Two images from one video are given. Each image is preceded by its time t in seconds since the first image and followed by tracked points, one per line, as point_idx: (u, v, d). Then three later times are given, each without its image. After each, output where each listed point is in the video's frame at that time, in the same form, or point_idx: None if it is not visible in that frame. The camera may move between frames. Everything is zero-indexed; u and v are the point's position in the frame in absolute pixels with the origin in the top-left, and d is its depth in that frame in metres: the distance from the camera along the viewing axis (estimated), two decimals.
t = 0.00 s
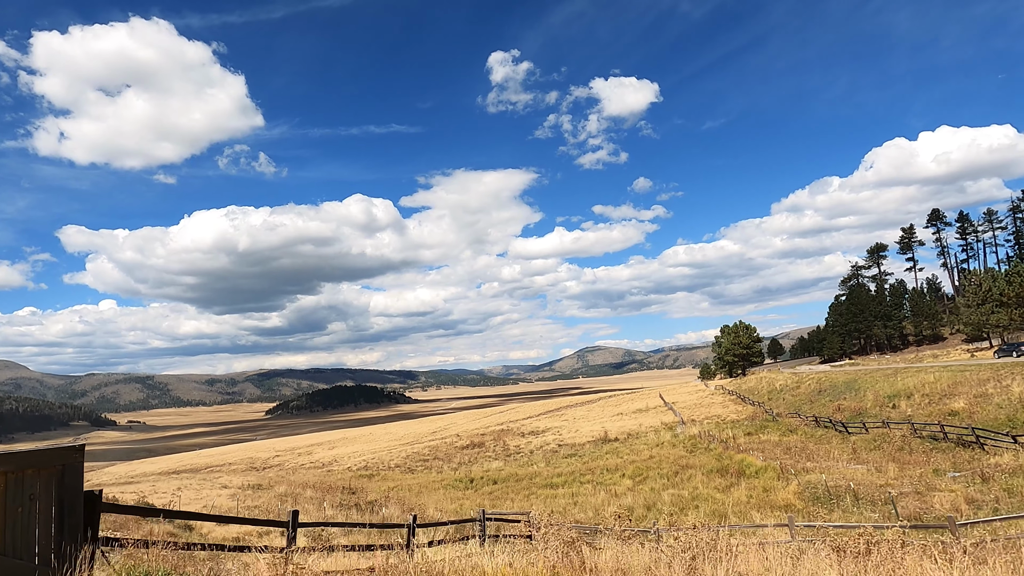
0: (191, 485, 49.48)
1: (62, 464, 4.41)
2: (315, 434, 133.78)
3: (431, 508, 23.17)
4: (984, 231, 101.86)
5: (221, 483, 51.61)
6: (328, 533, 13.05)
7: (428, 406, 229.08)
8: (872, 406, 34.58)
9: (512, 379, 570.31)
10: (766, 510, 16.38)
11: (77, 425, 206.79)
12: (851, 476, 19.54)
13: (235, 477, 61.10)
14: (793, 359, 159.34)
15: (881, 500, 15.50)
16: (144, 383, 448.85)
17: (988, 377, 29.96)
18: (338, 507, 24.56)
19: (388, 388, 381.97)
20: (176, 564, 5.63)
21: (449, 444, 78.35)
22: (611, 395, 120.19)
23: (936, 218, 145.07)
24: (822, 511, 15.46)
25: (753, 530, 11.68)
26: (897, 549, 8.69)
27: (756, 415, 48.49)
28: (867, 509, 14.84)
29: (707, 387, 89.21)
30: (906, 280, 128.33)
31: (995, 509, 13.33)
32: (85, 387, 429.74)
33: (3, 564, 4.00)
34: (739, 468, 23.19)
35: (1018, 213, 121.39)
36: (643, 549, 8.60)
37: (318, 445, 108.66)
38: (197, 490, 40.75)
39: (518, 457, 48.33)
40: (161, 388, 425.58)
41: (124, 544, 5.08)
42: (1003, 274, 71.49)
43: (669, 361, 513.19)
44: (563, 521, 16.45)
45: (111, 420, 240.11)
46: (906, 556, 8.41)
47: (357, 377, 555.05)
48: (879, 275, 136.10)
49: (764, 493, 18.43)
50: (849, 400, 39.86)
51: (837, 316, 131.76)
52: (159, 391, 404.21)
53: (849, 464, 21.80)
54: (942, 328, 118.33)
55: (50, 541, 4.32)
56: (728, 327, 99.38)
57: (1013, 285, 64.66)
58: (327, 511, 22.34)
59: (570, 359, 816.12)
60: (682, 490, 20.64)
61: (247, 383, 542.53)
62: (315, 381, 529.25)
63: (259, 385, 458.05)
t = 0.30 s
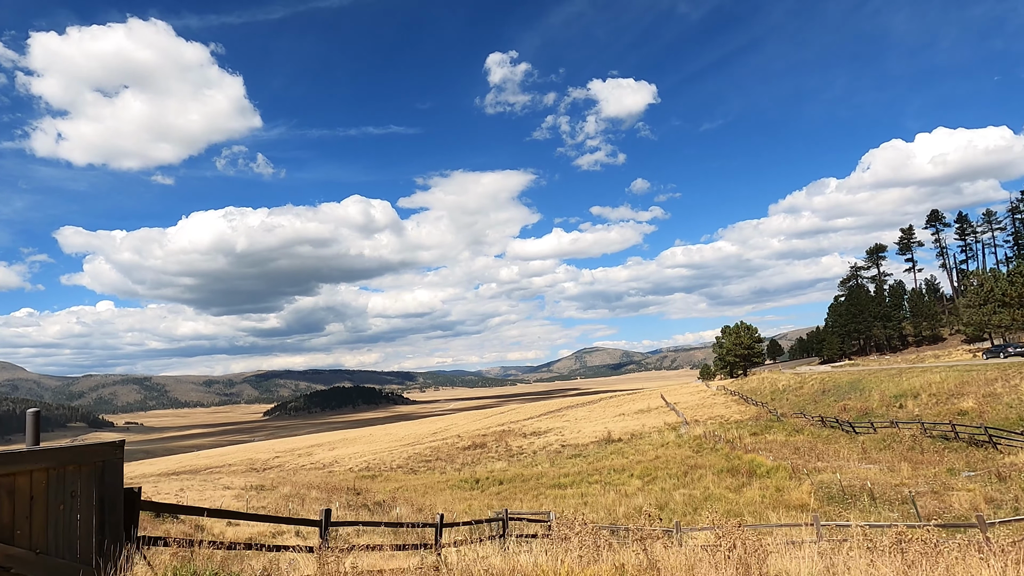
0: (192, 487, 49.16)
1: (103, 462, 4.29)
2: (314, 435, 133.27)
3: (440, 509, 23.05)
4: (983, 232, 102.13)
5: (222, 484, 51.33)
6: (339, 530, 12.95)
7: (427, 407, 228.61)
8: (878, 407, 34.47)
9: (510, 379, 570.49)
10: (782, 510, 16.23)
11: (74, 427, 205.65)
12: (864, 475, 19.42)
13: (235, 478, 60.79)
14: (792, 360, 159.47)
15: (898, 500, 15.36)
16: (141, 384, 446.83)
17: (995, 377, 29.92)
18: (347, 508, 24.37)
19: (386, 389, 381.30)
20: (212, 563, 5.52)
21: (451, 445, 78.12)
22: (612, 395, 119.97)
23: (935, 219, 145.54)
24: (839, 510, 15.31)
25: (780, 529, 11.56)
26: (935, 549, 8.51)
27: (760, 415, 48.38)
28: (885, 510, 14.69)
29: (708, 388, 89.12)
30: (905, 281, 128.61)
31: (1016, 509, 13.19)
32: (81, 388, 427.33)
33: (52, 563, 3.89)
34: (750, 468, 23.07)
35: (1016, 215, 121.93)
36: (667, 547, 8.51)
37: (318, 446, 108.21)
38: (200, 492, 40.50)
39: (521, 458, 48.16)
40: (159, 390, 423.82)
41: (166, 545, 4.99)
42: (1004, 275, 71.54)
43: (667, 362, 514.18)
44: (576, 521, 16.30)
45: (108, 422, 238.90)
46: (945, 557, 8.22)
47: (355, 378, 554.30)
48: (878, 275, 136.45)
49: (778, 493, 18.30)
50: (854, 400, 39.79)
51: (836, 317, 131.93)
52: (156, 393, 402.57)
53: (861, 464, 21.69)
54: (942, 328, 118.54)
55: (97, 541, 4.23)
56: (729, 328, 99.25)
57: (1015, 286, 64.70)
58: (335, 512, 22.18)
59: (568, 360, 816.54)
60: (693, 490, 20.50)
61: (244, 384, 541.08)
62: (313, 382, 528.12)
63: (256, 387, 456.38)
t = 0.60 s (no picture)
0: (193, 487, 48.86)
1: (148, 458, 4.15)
2: (312, 435, 132.53)
3: (448, 508, 22.90)
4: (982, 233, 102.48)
5: (223, 484, 51.02)
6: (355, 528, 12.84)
7: (425, 408, 228.15)
8: (883, 406, 34.45)
9: (508, 380, 571.20)
10: (798, 509, 16.08)
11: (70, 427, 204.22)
12: (876, 474, 19.31)
13: (236, 479, 60.49)
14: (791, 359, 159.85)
15: (916, 500, 15.25)
16: (137, 385, 444.10)
17: (1001, 377, 29.95)
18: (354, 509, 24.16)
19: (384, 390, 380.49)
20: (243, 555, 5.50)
21: (451, 445, 77.78)
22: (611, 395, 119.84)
23: (932, 220, 146.24)
24: (854, 509, 15.18)
25: (804, 528, 11.45)
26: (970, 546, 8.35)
27: (762, 415, 48.39)
28: (902, 509, 14.57)
29: (709, 388, 89.17)
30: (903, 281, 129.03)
31: None
32: (77, 389, 424.70)
33: (98, 563, 3.76)
34: (760, 467, 22.97)
35: (1013, 216, 122.57)
36: (692, 545, 8.36)
37: (317, 446, 107.74)
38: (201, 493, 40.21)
39: (525, 458, 48.05)
40: (154, 390, 421.46)
41: (206, 542, 4.90)
42: (1005, 275, 71.63)
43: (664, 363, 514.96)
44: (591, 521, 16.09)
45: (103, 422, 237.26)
46: (984, 552, 7.98)
47: (353, 379, 553.30)
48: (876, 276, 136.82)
49: (791, 493, 18.16)
50: (857, 400, 39.81)
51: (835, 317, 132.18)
52: (152, 393, 400.06)
53: (872, 463, 21.59)
54: (940, 329, 118.91)
55: (142, 540, 4.10)
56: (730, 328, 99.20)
57: (1016, 287, 64.80)
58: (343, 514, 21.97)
59: (565, 360, 817.64)
60: (704, 490, 20.37)
61: (241, 385, 539.11)
62: (310, 383, 526.65)
63: (252, 388, 454.36)
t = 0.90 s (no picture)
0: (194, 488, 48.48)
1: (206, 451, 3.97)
2: (310, 436, 131.79)
3: (457, 508, 22.71)
4: (980, 233, 102.84)
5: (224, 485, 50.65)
6: (371, 526, 12.86)
7: (422, 408, 227.59)
8: (890, 406, 34.43)
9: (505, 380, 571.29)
10: (816, 508, 15.90)
11: (64, 429, 202.71)
12: (890, 473, 19.18)
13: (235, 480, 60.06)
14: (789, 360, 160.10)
15: (937, 499, 15.09)
16: (132, 386, 441.40)
17: (1008, 376, 29.97)
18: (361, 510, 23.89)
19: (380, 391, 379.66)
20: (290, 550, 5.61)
21: (452, 446, 77.44)
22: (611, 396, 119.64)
23: (929, 220, 146.94)
24: (874, 508, 15.03)
25: (832, 526, 11.29)
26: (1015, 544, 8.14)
27: (766, 415, 48.36)
28: (924, 508, 14.41)
29: (709, 388, 89.09)
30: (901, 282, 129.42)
31: None
32: (71, 390, 422.13)
33: (161, 562, 3.59)
34: (772, 466, 22.79)
35: (1010, 217, 123.20)
36: (729, 540, 8.19)
37: (316, 447, 107.19)
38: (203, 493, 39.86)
39: (528, 458, 47.85)
40: (149, 391, 418.88)
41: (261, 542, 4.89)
42: (1005, 275, 71.68)
43: (661, 363, 515.37)
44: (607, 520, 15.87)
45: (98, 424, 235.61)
46: None
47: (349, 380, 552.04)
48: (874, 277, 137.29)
49: (808, 492, 17.98)
50: (862, 399, 39.82)
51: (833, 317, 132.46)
52: (147, 395, 397.45)
53: (885, 462, 21.47)
54: (938, 329, 119.31)
55: (202, 538, 3.94)
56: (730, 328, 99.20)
57: (1017, 286, 64.85)
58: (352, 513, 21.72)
59: (562, 361, 818.23)
60: (716, 490, 20.18)
61: (237, 386, 536.77)
62: (307, 383, 524.91)
63: (248, 389, 452.27)
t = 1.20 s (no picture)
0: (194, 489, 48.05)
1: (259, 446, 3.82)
2: (306, 436, 131.24)
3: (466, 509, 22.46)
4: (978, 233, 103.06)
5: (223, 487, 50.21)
6: (391, 524, 12.78)
7: (419, 409, 227.06)
8: (896, 404, 34.37)
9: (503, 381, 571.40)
10: (835, 508, 15.70)
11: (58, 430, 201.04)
12: (904, 472, 19.05)
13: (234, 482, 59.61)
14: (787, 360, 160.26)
15: (957, 498, 14.93)
16: (127, 388, 438.77)
17: (1015, 375, 29.94)
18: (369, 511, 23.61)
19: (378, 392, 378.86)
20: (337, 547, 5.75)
21: (451, 446, 77.05)
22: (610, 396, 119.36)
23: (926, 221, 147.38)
24: (894, 507, 14.84)
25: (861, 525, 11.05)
26: None
27: (768, 415, 48.27)
28: (947, 507, 14.23)
29: (710, 388, 88.84)
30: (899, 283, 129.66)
31: None
32: (66, 391, 419.62)
33: (216, 561, 3.44)
34: (784, 466, 22.59)
35: (1008, 217, 123.66)
36: (766, 537, 7.97)
37: (314, 448, 106.52)
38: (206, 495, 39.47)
39: (531, 459, 47.58)
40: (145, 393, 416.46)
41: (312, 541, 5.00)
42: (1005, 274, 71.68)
43: (658, 364, 516.05)
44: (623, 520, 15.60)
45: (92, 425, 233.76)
46: None
47: (346, 381, 550.57)
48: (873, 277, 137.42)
49: (823, 491, 17.81)
50: (866, 399, 39.74)
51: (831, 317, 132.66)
52: (143, 396, 395.02)
53: (898, 461, 21.32)
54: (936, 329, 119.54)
55: (254, 538, 3.80)
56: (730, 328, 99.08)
57: (1017, 285, 64.85)
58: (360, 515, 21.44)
59: (558, 361, 818.68)
60: (729, 489, 19.98)
61: (233, 387, 534.40)
62: (303, 384, 523.14)
63: (244, 390, 450.43)
